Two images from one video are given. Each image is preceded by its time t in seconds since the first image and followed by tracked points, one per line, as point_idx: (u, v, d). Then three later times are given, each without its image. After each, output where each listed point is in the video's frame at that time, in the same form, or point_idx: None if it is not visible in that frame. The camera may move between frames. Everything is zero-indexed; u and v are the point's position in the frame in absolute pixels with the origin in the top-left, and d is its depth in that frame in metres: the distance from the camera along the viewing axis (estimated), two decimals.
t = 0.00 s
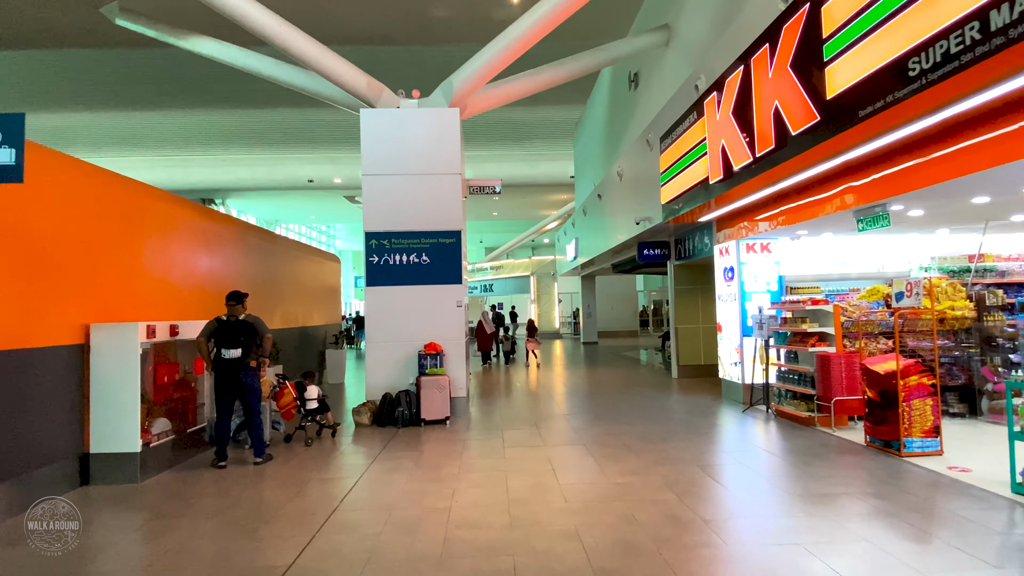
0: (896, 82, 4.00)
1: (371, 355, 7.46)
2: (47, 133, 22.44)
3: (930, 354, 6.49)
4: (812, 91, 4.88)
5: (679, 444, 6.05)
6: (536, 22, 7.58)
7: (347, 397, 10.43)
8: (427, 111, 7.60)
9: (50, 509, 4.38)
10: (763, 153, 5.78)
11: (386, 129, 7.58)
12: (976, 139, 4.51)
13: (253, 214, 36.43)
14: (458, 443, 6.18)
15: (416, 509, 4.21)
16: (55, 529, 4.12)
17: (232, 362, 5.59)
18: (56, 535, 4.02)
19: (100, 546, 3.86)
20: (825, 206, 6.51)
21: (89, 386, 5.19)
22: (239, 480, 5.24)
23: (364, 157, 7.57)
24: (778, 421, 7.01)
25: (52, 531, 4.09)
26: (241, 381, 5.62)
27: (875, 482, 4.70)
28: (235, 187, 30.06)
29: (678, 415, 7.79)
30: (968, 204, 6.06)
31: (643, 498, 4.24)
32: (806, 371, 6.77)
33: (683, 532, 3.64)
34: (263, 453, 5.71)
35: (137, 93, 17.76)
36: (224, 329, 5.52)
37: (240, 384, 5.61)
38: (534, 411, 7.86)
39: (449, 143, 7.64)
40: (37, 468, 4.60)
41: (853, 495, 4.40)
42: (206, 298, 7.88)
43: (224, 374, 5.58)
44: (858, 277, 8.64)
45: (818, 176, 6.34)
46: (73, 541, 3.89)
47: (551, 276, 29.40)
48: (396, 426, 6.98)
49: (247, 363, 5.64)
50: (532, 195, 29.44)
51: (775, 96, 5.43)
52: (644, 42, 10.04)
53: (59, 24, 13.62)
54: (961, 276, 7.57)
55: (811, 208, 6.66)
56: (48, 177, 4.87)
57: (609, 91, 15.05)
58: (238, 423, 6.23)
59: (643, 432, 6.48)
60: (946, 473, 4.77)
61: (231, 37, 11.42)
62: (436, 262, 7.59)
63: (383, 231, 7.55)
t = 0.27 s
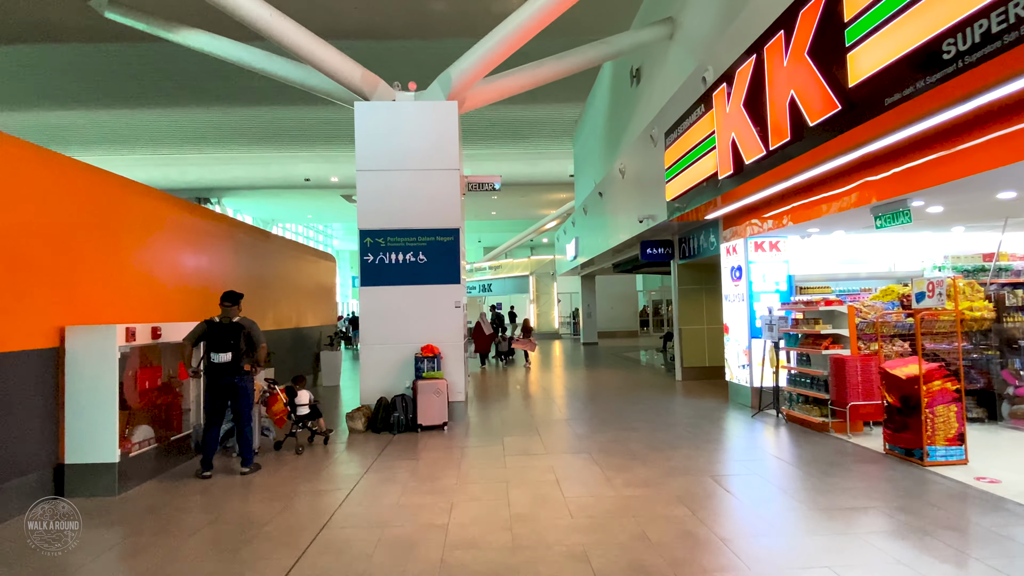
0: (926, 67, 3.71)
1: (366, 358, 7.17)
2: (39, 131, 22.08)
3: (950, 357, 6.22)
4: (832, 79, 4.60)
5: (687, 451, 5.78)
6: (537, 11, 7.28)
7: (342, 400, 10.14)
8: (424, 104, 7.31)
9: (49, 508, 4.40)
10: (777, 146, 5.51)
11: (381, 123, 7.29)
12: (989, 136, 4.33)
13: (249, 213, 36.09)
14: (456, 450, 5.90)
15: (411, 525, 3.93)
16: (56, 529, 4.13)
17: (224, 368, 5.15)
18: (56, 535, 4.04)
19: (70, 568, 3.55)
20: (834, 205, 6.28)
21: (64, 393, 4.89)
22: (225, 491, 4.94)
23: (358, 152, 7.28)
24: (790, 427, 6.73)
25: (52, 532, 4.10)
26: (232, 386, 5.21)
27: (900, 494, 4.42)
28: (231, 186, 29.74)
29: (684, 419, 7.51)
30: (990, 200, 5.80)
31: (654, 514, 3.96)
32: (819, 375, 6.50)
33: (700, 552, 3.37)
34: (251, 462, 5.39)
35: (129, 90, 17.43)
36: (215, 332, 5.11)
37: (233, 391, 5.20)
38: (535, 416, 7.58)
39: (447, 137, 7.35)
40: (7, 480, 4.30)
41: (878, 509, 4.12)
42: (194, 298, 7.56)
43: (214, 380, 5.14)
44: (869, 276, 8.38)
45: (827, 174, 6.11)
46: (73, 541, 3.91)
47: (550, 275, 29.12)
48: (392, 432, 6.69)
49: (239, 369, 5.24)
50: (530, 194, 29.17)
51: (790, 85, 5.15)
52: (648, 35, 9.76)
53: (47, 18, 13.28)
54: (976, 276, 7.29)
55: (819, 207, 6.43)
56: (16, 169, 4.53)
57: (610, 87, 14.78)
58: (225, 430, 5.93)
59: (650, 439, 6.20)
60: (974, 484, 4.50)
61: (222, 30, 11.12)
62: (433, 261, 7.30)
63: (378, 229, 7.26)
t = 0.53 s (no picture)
0: (955, 47, 3.43)
1: (356, 359, 6.87)
2: (29, 129, 21.76)
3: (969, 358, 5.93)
4: (849, 64, 4.32)
5: (693, 457, 5.50)
6: None
7: (334, 402, 9.85)
8: (418, 95, 7.02)
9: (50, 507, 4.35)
10: (788, 137, 5.23)
11: (373, 115, 7.00)
12: (1008, 127, 4.08)
13: (245, 212, 35.78)
14: (450, 457, 5.61)
15: (400, 541, 3.64)
16: (56, 529, 4.09)
17: (208, 371, 4.80)
18: (56, 536, 4.00)
19: None
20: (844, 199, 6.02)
21: (31, 397, 4.59)
22: (203, 501, 4.65)
23: (348, 145, 6.98)
24: (798, 431, 6.46)
25: (52, 532, 4.06)
26: (216, 391, 4.87)
27: (923, 504, 4.15)
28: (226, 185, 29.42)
29: (688, 423, 7.24)
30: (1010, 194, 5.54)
31: (661, 529, 3.68)
32: (829, 377, 6.23)
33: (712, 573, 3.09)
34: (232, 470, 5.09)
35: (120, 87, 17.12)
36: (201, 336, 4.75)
37: (217, 396, 4.85)
38: (533, 419, 7.29)
39: (441, 130, 7.07)
40: None
41: (900, 522, 3.85)
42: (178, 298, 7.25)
43: (196, 384, 4.79)
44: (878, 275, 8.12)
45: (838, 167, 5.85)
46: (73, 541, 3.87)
47: (548, 275, 28.86)
48: (383, 437, 6.40)
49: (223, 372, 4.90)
50: (528, 193, 28.90)
51: (802, 72, 4.87)
52: (649, 27, 9.48)
53: (34, 11, 12.97)
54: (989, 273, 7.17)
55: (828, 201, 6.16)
56: None
57: (609, 82, 14.49)
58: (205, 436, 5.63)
59: (653, 444, 5.92)
60: (999, 493, 4.23)
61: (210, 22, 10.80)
62: (427, 259, 7.01)
63: (369, 225, 6.97)
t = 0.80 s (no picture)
0: (989, 25, 3.13)
1: (345, 363, 6.56)
2: (18, 127, 21.37)
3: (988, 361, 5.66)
4: (869, 48, 4.02)
5: (699, 467, 5.20)
6: None
7: (325, 406, 9.52)
8: (410, 86, 6.72)
9: (49, 506, 4.30)
10: (800, 128, 4.93)
11: (363, 107, 6.69)
12: None
13: (240, 212, 35.37)
14: (442, 467, 5.30)
15: (384, 564, 3.34)
16: (56, 529, 4.09)
17: (182, 379, 4.48)
18: (56, 535, 4.00)
19: None
20: (855, 194, 5.74)
21: None
22: (175, 516, 4.33)
23: (337, 139, 6.67)
24: (808, 437, 6.17)
25: (52, 531, 4.07)
26: (190, 399, 4.55)
27: (949, 521, 3.85)
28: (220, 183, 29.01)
29: (691, 429, 6.94)
30: None
31: (669, 550, 3.38)
32: (840, 382, 5.94)
33: None
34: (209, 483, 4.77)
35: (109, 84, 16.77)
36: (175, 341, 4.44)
37: (191, 404, 4.54)
38: (530, 425, 6.97)
39: (435, 123, 6.77)
40: None
41: (927, 541, 3.55)
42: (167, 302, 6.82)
43: (168, 391, 4.46)
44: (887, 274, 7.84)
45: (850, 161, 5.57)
46: (73, 541, 3.87)
47: (546, 275, 28.54)
48: (372, 445, 6.09)
49: (197, 380, 4.58)
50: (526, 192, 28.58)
51: (816, 58, 4.58)
52: (650, 18, 9.18)
53: (18, 4, 12.62)
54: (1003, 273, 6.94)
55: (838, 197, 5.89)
56: None
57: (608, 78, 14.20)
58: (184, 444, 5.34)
59: (657, 453, 5.62)
60: None
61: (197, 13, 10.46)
62: (419, 258, 6.71)
63: (359, 222, 6.66)
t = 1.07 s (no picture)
0: None
1: (336, 365, 6.25)
2: (9, 124, 21.04)
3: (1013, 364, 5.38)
4: (899, 26, 3.73)
5: (710, 476, 4.90)
6: None
7: (317, 408, 9.21)
8: (405, 76, 6.42)
9: (48, 506, 4.25)
10: (818, 116, 4.64)
11: (355, 98, 6.39)
12: None
13: (236, 211, 35.03)
14: (437, 476, 5.00)
15: None
16: (56, 529, 4.09)
17: (150, 384, 4.17)
18: (57, 536, 4.01)
19: None
20: (872, 188, 5.47)
21: None
22: (149, 531, 4.02)
23: (328, 131, 6.36)
24: (822, 443, 5.88)
25: (52, 532, 4.07)
26: (160, 407, 4.23)
27: (985, 536, 3.56)
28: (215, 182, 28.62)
29: (698, 434, 6.64)
30: None
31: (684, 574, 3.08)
32: (857, 386, 5.66)
33: None
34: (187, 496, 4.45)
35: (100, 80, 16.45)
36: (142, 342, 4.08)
37: (161, 412, 4.23)
38: (530, 430, 6.67)
39: (431, 114, 6.47)
40: None
41: (964, 559, 3.25)
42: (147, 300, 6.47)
43: (137, 397, 4.17)
44: (901, 273, 7.56)
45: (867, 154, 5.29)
46: (73, 540, 3.85)
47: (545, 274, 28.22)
48: (364, 451, 5.78)
49: (168, 386, 4.26)
50: (525, 190, 28.29)
51: (837, 41, 4.29)
52: (654, 9, 8.89)
53: None
54: None
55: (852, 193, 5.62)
56: None
57: (610, 73, 13.90)
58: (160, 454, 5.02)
59: (665, 460, 5.32)
60: None
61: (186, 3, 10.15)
62: (414, 255, 6.40)
63: (351, 218, 6.35)
